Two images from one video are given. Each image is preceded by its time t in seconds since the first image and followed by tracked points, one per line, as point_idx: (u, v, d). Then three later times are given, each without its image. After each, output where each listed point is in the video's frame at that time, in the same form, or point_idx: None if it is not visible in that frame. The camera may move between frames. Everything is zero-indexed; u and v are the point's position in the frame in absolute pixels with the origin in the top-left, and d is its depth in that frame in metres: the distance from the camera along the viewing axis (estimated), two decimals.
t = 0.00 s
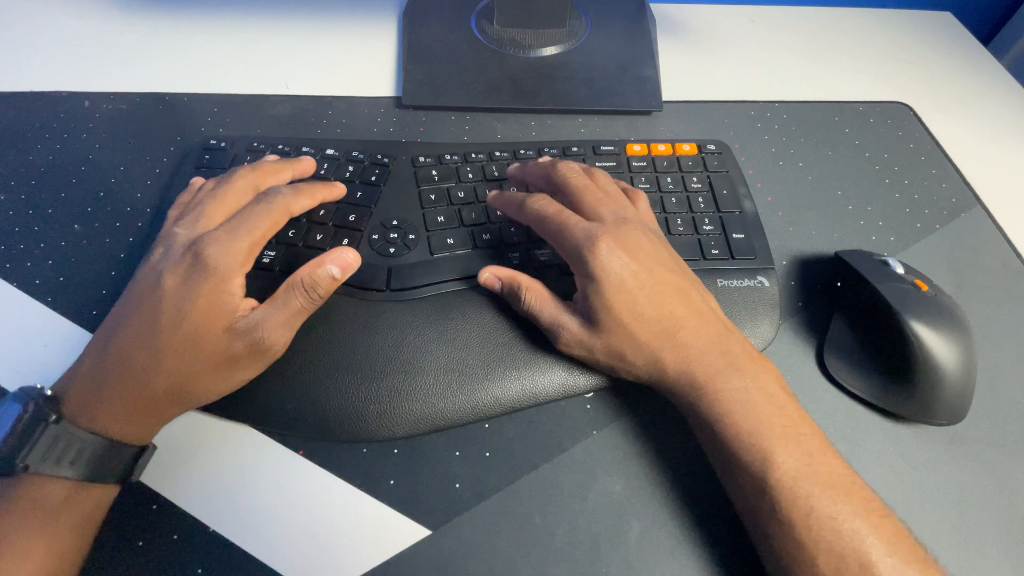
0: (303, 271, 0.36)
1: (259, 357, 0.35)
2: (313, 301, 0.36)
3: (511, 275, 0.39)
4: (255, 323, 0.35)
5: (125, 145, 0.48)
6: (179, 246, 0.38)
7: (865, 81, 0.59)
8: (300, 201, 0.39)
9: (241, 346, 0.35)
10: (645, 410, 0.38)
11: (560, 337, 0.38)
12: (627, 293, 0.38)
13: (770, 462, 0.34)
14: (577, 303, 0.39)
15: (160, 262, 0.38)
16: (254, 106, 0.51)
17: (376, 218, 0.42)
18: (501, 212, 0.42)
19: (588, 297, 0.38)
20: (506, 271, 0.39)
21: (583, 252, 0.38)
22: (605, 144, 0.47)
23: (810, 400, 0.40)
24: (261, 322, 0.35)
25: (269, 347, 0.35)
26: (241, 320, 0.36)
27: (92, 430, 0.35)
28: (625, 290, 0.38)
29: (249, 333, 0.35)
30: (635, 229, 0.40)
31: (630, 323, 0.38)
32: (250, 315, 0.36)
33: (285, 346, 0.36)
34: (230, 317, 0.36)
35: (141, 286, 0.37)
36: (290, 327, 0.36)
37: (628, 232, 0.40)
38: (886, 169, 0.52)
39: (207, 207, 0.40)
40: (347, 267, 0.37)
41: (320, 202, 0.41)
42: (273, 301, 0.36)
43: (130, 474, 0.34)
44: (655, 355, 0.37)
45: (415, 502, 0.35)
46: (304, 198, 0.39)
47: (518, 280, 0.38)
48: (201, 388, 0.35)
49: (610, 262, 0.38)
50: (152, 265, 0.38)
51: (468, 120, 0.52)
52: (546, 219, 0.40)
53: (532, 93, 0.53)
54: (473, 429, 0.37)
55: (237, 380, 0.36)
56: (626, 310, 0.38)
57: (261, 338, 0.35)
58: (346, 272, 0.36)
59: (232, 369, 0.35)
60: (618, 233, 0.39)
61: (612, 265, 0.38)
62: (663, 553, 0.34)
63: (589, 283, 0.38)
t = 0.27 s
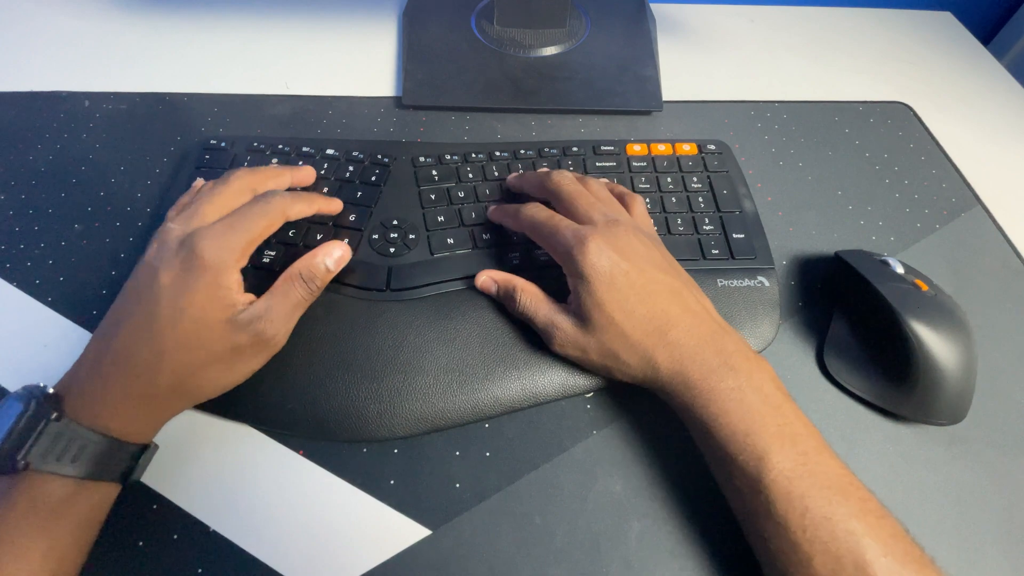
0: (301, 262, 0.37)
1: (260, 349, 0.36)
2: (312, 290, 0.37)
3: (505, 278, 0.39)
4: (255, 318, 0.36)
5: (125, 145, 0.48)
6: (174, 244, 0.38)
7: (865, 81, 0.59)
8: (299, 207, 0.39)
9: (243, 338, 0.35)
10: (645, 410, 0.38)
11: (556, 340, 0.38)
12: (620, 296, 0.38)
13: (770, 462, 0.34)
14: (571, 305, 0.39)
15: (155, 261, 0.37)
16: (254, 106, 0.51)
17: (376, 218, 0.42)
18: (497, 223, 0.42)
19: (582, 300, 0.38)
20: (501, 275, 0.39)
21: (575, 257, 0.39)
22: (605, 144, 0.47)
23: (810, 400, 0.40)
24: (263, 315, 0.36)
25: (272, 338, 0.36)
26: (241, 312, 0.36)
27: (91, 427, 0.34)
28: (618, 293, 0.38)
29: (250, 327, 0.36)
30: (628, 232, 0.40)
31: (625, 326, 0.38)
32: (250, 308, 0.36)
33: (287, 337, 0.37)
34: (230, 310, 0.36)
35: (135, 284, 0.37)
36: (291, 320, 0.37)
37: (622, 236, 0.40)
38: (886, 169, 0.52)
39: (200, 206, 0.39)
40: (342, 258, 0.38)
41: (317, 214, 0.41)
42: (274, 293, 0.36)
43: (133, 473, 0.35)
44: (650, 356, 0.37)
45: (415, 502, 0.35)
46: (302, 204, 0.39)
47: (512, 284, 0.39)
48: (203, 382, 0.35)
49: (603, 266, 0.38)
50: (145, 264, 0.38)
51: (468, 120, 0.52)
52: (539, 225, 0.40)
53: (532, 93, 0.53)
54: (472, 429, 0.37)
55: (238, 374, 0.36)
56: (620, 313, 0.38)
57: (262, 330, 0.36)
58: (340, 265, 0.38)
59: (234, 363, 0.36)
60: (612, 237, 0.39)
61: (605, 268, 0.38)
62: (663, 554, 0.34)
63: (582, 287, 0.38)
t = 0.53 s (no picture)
0: (303, 271, 0.37)
1: (260, 363, 0.36)
2: (314, 300, 0.37)
3: (501, 281, 0.39)
4: (253, 331, 0.35)
5: (125, 145, 0.48)
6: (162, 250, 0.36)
7: (865, 81, 0.59)
8: (303, 231, 0.37)
9: (242, 352, 0.35)
10: (645, 410, 0.38)
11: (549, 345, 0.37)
12: (615, 299, 0.38)
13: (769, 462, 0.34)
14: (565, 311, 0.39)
15: (144, 267, 0.36)
16: (254, 106, 0.51)
17: (376, 218, 0.42)
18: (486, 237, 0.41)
19: (576, 304, 0.38)
20: (497, 276, 0.39)
21: (569, 260, 0.38)
22: (605, 144, 0.47)
23: (810, 400, 0.40)
24: (263, 330, 0.35)
25: (272, 352, 0.36)
26: (240, 325, 0.35)
27: (91, 434, 0.35)
28: (611, 296, 0.38)
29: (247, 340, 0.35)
30: (621, 233, 0.40)
31: (619, 329, 0.37)
32: (248, 321, 0.35)
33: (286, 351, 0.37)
34: (227, 322, 0.35)
35: (122, 293, 0.36)
36: (290, 332, 0.36)
37: (615, 237, 0.39)
38: (886, 169, 0.52)
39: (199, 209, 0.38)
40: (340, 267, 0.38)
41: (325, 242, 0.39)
42: (276, 308, 0.36)
43: (132, 478, 0.34)
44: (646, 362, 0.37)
45: (415, 502, 0.35)
46: (309, 230, 0.38)
47: (508, 287, 0.39)
48: (203, 391, 0.35)
49: (597, 269, 0.38)
50: (135, 267, 0.36)
51: (468, 120, 0.52)
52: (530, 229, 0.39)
53: (532, 93, 0.53)
54: (473, 429, 0.37)
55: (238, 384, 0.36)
56: (614, 316, 0.38)
57: (263, 344, 0.35)
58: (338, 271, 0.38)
59: (233, 374, 0.35)
60: (605, 239, 0.39)
61: (598, 272, 0.38)
62: (663, 553, 0.34)
63: (576, 290, 0.38)
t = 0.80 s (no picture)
0: (286, 253, 0.36)
1: (251, 348, 0.36)
2: (301, 281, 0.36)
3: (504, 273, 0.39)
4: (242, 314, 0.35)
5: (125, 145, 0.48)
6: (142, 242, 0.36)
7: (865, 81, 0.59)
8: (275, 199, 0.38)
9: (232, 339, 0.35)
10: (645, 410, 0.38)
11: (553, 336, 0.38)
12: (620, 293, 0.38)
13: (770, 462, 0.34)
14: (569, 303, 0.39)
15: (125, 261, 0.36)
16: (254, 106, 0.51)
17: (376, 218, 0.42)
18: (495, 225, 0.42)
19: (580, 297, 0.38)
20: (498, 268, 0.39)
21: (575, 252, 0.38)
22: (605, 144, 0.47)
23: (811, 400, 0.40)
24: (249, 313, 0.35)
25: (262, 336, 0.36)
26: (226, 312, 0.35)
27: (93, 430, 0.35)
28: (617, 290, 0.38)
29: (238, 323, 0.35)
30: (628, 228, 0.40)
31: (623, 324, 0.38)
32: (234, 308, 0.36)
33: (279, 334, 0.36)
34: (213, 310, 0.35)
35: (110, 290, 0.36)
36: (280, 314, 0.36)
37: (622, 231, 0.40)
38: (886, 169, 0.52)
39: (175, 203, 0.38)
40: (325, 242, 0.37)
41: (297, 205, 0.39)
42: (259, 290, 0.36)
43: (134, 472, 0.34)
44: (651, 357, 0.37)
45: (416, 502, 0.35)
46: (277, 194, 0.38)
47: (510, 279, 0.39)
48: (200, 382, 0.35)
49: (603, 262, 0.38)
50: (116, 265, 0.36)
51: (468, 120, 0.52)
52: (539, 219, 0.39)
53: (532, 93, 0.53)
54: (472, 429, 0.37)
55: (234, 371, 0.36)
56: (618, 311, 0.38)
57: (251, 329, 0.35)
58: (325, 249, 0.37)
59: (226, 362, 0.35)
60: (611, 232, 0.39)
61: (606, 265, 0.38)
62: (663, 553, 0.34)
63: (581, 283, 0.38)
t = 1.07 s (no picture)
0: (280, 249, 0.37)
1: (250, 351, 0.36)
2: (295, 278, 0.37)
3: (514, 263, 0.39)
4: (237, 318, 0.35)
5: (125, 145, 0.48)
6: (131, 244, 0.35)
7: (865, 81, 0.59)
8: (269, 207, 0.37)
9: (229, 343, 0.35)
10: (645, 410, 0.38)
11: (562, 328, 0.37)
12: (635, 288, 0.38)
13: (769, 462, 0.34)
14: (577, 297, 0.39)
15: (115, 265, 0.35)
16: (254, 106, 0.51)
17: (376, 218, 0.42)
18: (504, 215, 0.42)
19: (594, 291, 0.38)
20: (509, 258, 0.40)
21: (593, 244, 0.38)
22: (605, 144, 0.47)
23: (811, 401, 0.40)
24: (246, 317, 0.35)
25: (260, 338, 0.36)
26: (223, 317, 0.35)
27: (91, 432, 0.35)
28: (632, 285, 0.38)
29: (233, 328, 0.35)
30: (641, 223, 0.40)
31: (636, 318, 0.37)
32: (231, 312, 0.35)
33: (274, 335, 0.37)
34: (210, 316, 0.35)
35: (101, 294, 0.36)
36: (275, 314, 0.36)
37: (636, 226, 0.39)
38: (886, 169, 0.52)
39: (165, 206, 0.38)
40: (313, 237, 0.38)
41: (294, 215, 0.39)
42: (256, 292, 0.36)
43: (133, 476, 0.34)
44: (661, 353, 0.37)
45: (416, 502, 0.35)
46: (274, 203, 0.37)
47: (520, 270, 0.39)
48: (197, 385, 0.35)
49: (620, 255, 0.38)
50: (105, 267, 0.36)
51: (468, 120, 0.52)
52: (555, 212, 0.39)
53: (532, 93, 0.53)
54: (472, 429, 0.37)
55: (228, 375, 0.36)
56: (632, 305, 0.38)
57: (249, 331, 0.35)
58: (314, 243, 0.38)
59: (223, 365, 0.35)
60: (627, 227, 0.39)
61: (623, 258, 0.38)
62: (663, 553, 0.34)
63: (596, 276, 0.38)
